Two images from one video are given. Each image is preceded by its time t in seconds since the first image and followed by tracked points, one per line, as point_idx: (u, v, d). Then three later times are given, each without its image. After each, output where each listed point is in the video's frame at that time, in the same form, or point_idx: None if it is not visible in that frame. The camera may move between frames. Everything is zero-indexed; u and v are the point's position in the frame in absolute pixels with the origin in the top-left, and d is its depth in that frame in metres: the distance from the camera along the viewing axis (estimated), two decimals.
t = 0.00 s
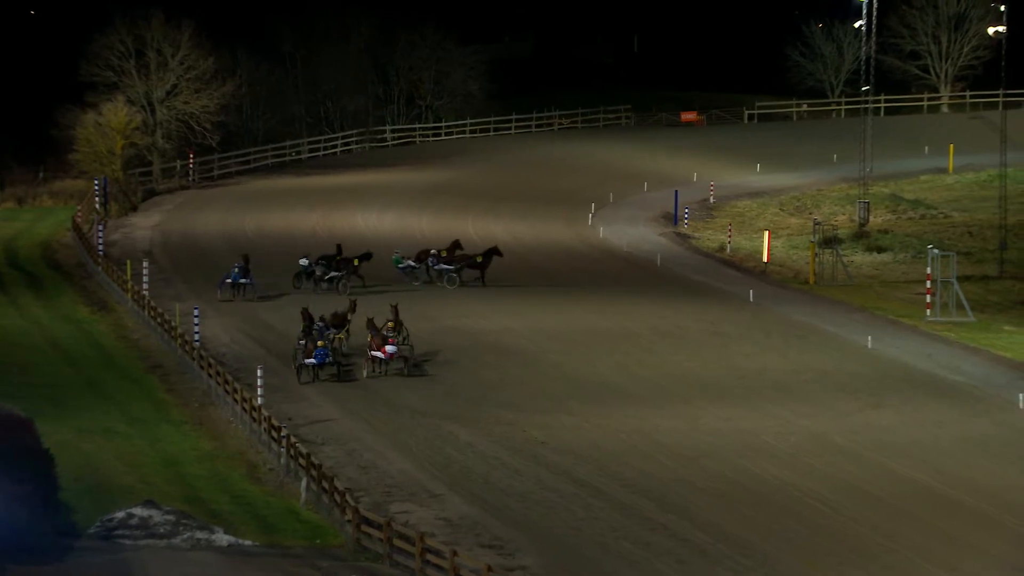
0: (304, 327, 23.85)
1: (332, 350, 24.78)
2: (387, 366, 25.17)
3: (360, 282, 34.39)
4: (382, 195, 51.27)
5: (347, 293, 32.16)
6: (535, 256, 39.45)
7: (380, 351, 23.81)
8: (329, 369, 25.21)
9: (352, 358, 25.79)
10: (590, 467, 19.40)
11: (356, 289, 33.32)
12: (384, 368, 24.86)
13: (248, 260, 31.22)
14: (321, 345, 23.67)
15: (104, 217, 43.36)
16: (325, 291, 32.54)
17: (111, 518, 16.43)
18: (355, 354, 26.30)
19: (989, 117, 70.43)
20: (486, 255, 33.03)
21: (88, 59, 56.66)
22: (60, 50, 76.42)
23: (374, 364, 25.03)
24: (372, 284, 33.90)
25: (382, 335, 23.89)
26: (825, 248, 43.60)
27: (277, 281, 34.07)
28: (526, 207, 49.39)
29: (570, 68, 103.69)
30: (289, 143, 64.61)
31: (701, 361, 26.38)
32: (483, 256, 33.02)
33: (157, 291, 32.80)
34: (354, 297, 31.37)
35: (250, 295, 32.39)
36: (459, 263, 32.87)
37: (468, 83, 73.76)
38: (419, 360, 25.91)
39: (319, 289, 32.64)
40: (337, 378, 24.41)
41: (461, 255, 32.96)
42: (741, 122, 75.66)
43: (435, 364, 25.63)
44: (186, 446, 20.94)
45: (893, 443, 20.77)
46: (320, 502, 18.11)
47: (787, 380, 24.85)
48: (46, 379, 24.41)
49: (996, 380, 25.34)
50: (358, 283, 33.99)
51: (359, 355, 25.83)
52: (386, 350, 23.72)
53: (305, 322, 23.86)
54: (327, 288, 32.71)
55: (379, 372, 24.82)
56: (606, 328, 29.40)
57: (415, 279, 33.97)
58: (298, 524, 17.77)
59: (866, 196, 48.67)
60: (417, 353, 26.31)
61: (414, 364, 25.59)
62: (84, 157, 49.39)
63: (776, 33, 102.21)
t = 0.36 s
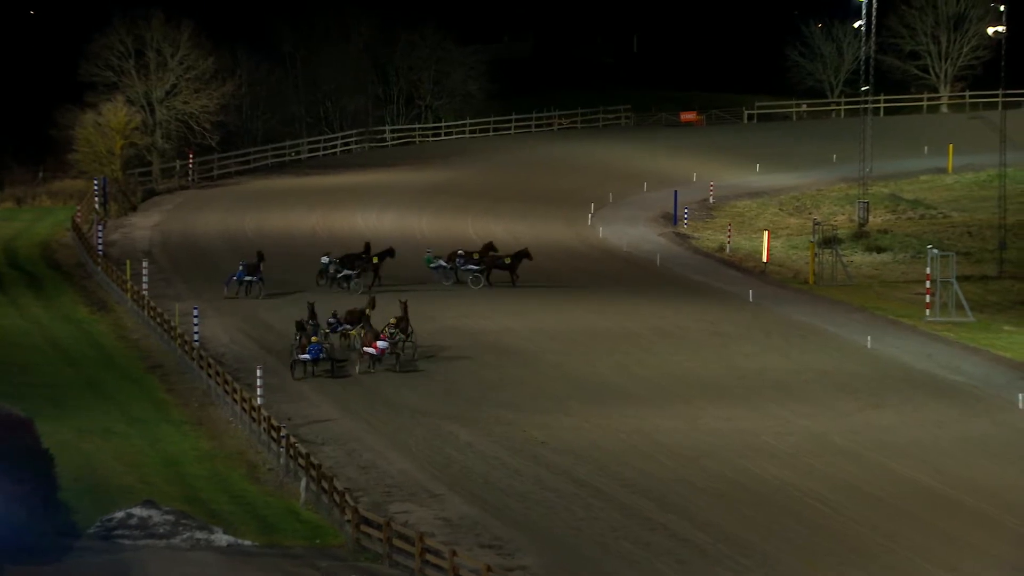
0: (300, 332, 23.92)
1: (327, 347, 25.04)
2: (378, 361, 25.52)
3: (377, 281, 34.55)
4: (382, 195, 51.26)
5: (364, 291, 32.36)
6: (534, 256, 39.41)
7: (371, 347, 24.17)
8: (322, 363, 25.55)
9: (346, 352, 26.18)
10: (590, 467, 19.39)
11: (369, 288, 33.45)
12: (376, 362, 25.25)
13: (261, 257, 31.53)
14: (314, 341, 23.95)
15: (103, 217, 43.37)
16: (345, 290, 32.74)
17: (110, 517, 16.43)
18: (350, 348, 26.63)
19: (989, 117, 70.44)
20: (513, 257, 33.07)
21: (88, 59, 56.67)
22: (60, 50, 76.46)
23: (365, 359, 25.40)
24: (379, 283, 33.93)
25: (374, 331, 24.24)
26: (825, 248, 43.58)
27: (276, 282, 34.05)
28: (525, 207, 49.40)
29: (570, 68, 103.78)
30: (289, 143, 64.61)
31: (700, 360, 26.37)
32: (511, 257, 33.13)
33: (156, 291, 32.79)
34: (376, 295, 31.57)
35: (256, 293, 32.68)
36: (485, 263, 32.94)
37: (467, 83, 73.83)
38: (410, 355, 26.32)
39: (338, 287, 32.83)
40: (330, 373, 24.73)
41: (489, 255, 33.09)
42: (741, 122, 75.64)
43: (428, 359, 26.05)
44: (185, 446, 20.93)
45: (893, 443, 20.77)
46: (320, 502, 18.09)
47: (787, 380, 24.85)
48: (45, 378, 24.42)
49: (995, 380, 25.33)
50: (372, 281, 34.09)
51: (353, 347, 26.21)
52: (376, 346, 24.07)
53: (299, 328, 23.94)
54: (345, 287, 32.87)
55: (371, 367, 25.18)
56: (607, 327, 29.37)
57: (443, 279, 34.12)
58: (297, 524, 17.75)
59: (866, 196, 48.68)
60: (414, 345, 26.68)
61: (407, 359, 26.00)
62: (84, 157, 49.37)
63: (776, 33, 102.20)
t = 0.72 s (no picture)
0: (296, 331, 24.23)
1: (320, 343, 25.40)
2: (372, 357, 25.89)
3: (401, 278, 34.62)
4: (381, 195, 51.25)
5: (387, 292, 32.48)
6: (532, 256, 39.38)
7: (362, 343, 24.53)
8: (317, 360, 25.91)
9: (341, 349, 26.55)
10: (588, 467, 19.39)
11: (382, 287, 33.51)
12: (369, 359, 25.63)
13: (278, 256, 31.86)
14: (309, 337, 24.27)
15: (102, 217, 43.35)
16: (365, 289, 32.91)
17: (109, 518, 16.43)
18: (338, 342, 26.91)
19: (988, 117, 70.42)
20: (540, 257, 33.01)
21: (86, 59, 56.68)
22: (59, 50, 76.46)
23: (359, 354, 25.78)
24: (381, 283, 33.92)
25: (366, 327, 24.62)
26: (824, 248, 43.57)
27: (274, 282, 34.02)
28: (524, 207, 49.39)
29: (568, 70, 103.85)
30: (288, 143, 64.61)
31: (699, 361, 26.36)
32: (539, 257, 33.01)
33: (155, 290, 32.78)
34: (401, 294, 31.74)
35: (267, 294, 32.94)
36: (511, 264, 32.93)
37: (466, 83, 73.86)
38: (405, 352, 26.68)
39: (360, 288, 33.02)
40: (323, 369, 25.07)
41: (517, 256, 33.07)
42: (740, 122, 75.61)
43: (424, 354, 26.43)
44: (184, 446, 20.93)
45: (892, 443, 20.76)
46: (318, 503, 18.09)
47: (785, 380, 24.85)
48: (43, 378, 24.42)
49: (994, 380, 25.32)
50: (390, 281, 34.16)
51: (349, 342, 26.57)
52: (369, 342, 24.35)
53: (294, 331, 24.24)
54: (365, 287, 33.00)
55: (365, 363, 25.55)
56: (605, 328, 29.36)
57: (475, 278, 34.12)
58: (295, 523, 17.74)
59: (865, 196, 48.66)
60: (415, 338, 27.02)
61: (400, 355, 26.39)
62: (82, 156, 49.35)
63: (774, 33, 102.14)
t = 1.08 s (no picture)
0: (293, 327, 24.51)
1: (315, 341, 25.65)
2: (366, 354, 26.22)
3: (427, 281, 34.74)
4: (378, 195, 51.26)
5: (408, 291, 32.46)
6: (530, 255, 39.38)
7: (356, 338, 24.91)
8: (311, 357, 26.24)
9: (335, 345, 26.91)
10: (585, 466, 19.41)
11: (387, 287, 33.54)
12: (364, 355, 25.93)
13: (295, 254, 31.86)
14: (301, 334, 24.50)
15: (99, 217, 43.36)
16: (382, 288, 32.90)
17: (106, 518, 16.44)
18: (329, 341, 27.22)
19: (985, 117, 70.46)
20: (565, 260, 33.20)
21: (84, 59, 56.70)
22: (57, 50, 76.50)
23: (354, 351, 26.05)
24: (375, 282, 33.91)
25: (363, 322, 24.99)
26: (821, 248, 43.58)
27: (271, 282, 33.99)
28: (521, 207, 49.41)
29: (565, 70, 103.96)
30: (286, 143, 64.63)
31: (695, 360, 26.36)
32: (564, 259, 33.18)
33: (152, 290, 32.76)
34: (421, 291, 31.74)
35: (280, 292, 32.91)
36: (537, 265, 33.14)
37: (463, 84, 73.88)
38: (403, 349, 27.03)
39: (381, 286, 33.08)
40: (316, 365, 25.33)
41: (543, 257, 33.24)
42: (737, 122, 75.63)
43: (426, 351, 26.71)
44: (181, 446, 20.93)
45: (888, 443, 20.77)
46: (316, 502, 18.08)
47: (782, 380, 24.86)
48: (41, 379, 24.44)
49: (991, 380, 25.33)
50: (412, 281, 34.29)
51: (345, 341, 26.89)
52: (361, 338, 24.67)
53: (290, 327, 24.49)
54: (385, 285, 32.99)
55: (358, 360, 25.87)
56: (602, 328, 29.36)
57: (503, 279, 34.24)
58: (293, 523, 17.74)
59: (862, 196, 48.69)
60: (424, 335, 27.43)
61: (396, 351, 26.74)
62: (80, 156, 49.37)
63: (771, 34, 102.20)
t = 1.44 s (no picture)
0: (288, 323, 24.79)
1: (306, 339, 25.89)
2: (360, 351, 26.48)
3: (453, 281, 34.89)
4: (370, 195, 51.30)
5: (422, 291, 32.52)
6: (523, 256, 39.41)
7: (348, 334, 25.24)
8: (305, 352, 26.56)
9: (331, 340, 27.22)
10: (577, 466, 19.43)
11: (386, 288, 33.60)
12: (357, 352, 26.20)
13: (307, 256, 32.00)
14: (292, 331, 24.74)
15: (92, 217, 43.35)
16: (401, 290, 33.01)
17: (99, 518, 16.44)
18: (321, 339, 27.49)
19: (977, 117, 70.57)
20: (583, 260, 33.10)
21: (76, 59, 56.67)
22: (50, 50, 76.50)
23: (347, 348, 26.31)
24: (367, 283, 33.93)
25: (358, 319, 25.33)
26: (814, 248, 43.64)
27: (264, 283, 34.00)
28: (514, 207, 49.44)
29: (558, 70, 104.05)
30: (278, 143, 64.61)
31: (688, 361, 26.39)
32: (581, 261, 33.07)
33: (145, 291, 32.77)
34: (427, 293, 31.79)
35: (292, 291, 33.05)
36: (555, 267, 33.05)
37: (456, 84, 73.94)
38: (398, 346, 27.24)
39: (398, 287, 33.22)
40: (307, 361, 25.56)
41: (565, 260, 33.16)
42: (730, 122, 75.71)
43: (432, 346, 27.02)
44: (173, 447, 20.93)
45: (880, 443, 20.80)
46: (308, 503, 18.08)
47: (774, 380, 24.89)
48: (34, 379, 24.43)
49: (983, 380, 25.37)
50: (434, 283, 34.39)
51: (340, 341, 27.00)
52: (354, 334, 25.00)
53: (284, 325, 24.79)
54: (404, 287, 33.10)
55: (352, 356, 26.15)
56: (595, 328, 29.38)
57: (528, 279, 34.19)
58: (285, 524, 17.74)
59: (854, 196, 48.76)
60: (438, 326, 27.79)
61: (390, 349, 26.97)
62: (72, 157, 49.37)
63: (764, 34, 102.25)
